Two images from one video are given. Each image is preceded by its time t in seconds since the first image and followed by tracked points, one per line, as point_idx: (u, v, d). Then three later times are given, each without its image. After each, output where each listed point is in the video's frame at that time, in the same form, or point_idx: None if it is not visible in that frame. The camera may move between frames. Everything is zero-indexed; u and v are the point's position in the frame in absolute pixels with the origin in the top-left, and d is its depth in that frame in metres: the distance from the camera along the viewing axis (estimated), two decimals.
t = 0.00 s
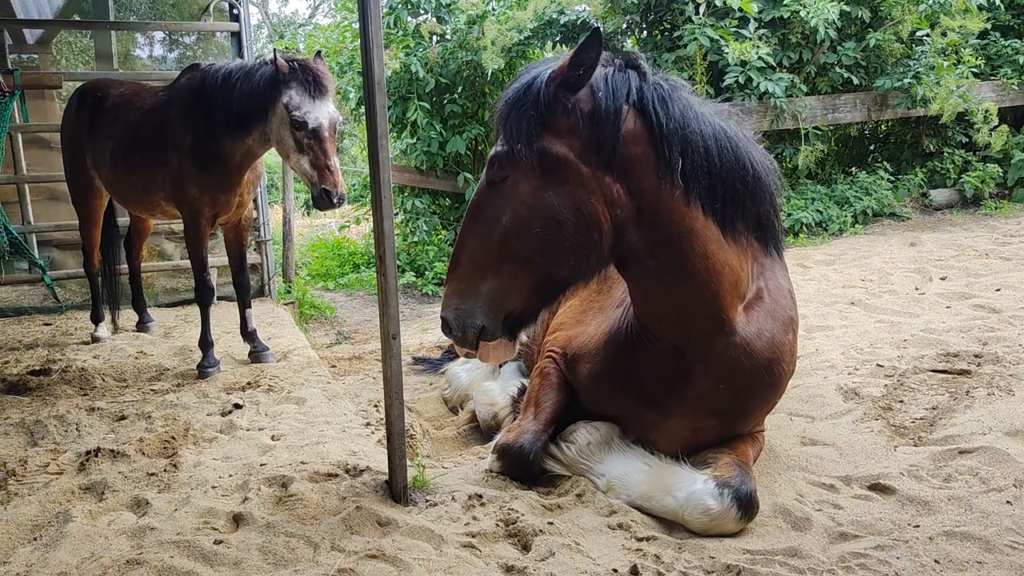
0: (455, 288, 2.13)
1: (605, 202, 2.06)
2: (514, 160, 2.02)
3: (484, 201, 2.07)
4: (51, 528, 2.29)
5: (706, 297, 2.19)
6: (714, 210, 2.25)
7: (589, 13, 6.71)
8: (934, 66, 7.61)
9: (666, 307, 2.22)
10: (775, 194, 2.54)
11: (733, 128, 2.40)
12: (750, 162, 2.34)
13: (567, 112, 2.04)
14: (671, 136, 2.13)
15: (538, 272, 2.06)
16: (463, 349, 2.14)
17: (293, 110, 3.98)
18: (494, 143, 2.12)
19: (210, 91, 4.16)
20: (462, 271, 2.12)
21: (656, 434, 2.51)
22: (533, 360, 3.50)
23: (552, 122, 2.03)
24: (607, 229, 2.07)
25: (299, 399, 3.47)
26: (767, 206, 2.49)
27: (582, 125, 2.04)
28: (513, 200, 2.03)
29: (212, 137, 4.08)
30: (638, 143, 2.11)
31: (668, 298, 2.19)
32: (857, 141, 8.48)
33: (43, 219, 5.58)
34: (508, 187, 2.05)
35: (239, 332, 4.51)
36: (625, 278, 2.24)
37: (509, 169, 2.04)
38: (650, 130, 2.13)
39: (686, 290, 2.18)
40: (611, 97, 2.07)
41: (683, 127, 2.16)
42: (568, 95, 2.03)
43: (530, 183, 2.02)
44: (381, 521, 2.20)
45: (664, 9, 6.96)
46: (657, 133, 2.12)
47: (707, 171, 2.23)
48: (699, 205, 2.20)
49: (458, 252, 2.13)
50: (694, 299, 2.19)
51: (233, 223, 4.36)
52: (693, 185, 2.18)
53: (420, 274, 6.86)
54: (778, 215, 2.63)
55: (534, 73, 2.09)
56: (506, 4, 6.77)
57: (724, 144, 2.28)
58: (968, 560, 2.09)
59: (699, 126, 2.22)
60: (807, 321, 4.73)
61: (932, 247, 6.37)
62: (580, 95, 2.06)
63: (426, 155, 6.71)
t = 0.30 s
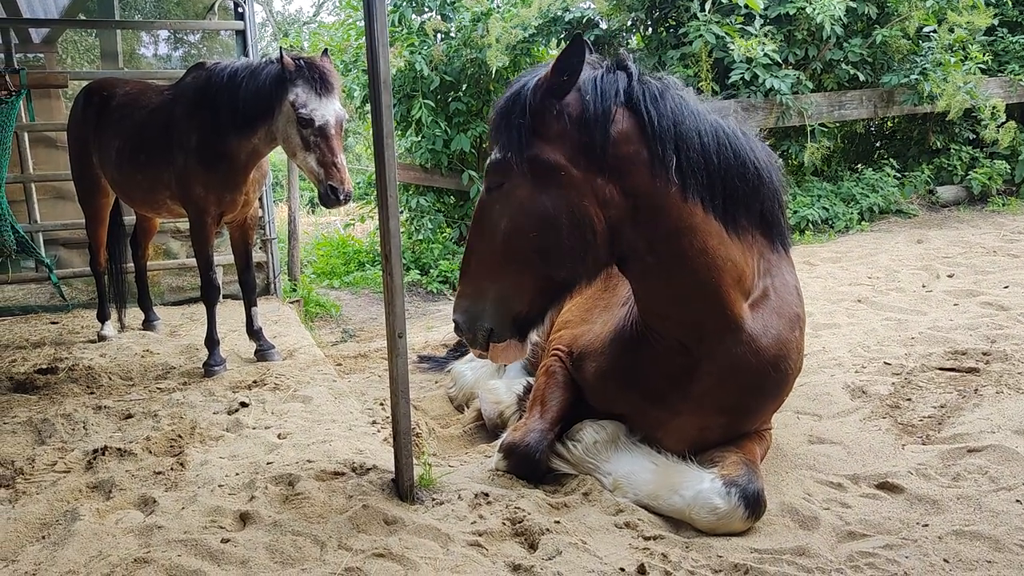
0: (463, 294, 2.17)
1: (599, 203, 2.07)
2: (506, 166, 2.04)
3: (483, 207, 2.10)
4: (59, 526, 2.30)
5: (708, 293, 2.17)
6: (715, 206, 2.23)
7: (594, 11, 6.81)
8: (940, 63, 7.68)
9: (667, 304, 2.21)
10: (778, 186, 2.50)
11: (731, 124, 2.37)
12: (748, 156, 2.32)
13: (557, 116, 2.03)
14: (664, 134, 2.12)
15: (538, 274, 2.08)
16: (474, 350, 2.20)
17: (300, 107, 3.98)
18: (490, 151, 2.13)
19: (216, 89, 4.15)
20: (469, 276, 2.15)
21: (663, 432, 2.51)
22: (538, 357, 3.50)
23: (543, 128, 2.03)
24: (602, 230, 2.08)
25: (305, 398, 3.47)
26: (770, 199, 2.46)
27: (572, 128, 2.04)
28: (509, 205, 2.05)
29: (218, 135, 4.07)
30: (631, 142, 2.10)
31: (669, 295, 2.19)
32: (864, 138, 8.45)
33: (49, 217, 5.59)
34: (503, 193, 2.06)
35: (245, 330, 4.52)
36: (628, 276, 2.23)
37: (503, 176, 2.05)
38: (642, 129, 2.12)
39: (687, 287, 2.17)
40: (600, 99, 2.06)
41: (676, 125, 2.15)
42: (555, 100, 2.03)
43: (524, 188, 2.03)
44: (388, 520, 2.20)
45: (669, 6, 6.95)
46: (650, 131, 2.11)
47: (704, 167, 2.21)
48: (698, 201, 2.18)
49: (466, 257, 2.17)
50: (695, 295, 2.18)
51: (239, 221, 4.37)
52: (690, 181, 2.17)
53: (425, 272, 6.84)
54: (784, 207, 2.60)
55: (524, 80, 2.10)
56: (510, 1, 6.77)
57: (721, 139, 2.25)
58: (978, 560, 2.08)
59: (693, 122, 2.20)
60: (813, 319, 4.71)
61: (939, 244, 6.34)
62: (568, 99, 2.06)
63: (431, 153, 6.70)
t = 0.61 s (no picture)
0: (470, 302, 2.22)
1: (591, 207, 2.07)
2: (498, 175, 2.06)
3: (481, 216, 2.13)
4: (64, 524, 2.30)
5: (707, 289, 2.16)
6: (712, 202, 2.21)
7: (598, 7, 6.78)
8: (947, 58, 7.54)
9: (667, 303, 2.20)
10: (778, 178, 2.47)
11: (726, 119, 2.35)
12: (745, 150, 2.29)
13: (544, 123, 2.04)
14: (653, 132, 2.11)
15: (535, 279, 2.10)
16: (484, 354, 2.26)
17: (303, 102, 3.97)
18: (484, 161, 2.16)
19: (220, 86, 4.15)
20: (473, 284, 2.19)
21: (668, 429, 2.50)
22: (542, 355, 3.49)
23: (531, 135, 2.04)
24: (596, 233, 2.09)
25: (309, 395, 3.47)
26: (769, 191, 2.43)
27: (559, 134, 2.05)
28: (504, 213, 2.07)
29: (222, 132, 4.07)
30: (621, 143, 2.09)
31: (669, 293, 2.18)
32: (869, 134, 8.40)
33: (54, 215, 5.60)
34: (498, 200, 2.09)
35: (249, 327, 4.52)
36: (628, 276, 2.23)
37: (496, 185, 2.07)
38: (631, 129, 2.11)
39: (686, 284, 2.16)
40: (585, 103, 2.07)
41: (665, 123, 2.14)
42: (541, 107, 2.03)
43: (516, 196, 2.05)
44: (393, 517, 2.20)
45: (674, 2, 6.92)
46: (638, 132, 2.10)
47: (698, 163, 2.19)
48: (694, 197, 2.16)
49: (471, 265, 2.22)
50: (694, 292, 2.16)
51: (243, 219, 4.37)
52: (685, 178, 2.15)
53: (429, 270, 6.77)
54: (785, 198, 2.56)
55: (512, 89, 2.11)
56: None
57: (713, 135, 2.24)
58: (985, 557, 2.07)
59: (684, 119, 2.18)
60: (819, 316, 4.69)
61: (945, 241, 6.31)
62: (554, 105, 2.07)
63: (434, 150, 6.69)
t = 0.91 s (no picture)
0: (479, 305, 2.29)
1: (580, 208, 2.09)
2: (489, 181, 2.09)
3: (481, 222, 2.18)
4: (65, 520, 2.30)
5: (701, 283, 2.15)
6: (704, 196, 2.20)
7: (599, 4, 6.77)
8: (950, 54, 7.54)
9: (663, 300, 2.20)
10: (773, 170, 2.44)
11: (717, 114, 2.34)
12: (736, 144, 2.28)
13: (529, 127, 2.06)
14: (639, 131, 2.11)
15: (530, 281, 2.13)
16: (495, 353, 2.36)
17: (304, 98, 3.96)
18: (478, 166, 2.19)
19: (221, 84, 4.15)
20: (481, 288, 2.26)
21: (668, 426, 2.49)
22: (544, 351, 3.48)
23: (517, 139, 2.06)
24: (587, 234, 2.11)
25: (311, 392, 3.47)
26: (763, 184, 2.41)
27: (544, 137, 2.07)
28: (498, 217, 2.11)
29: (223, 130, 4.07)
30: (607, 142, 2.09)
31: (664, 290, 2.18)
32: (872, 131, 8.38)
33: (55, 213, 5.61)
34: (492, 206, 2.13)
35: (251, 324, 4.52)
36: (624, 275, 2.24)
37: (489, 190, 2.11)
38: (616, 129, 2.12)
39: (680, 279, 2.15)
40: (568, 106, 2.08)
41: (650, 121, 2.14)
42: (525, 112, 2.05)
43: (507, 200, 2.08)
44: (394, 514, 2.20)
45: None
46: (624, 131, 2.10)
47: (687, 159, 2.19)
48: (684, 192, 2.15)
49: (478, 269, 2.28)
50: (688, 286, 2.15)
51: (245, 216, 4.37)
52: (674, 174, 2.14)
53: (431, 267, 6.78)
54: (782, 190, 2.54)
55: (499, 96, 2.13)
56: None
57: (702, 130, 2.23)
58: (988, 554, 2.06)
59: (670, 117, 2.18)
60: (821, 312, 4.68)
61: (948, 237, 6.29)
62: (539, 109, 2.08)
63: (436, 147, 6.68)
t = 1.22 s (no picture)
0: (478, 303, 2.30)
1: (573, 205, 2.08)
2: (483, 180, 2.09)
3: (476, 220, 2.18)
4: (68, 518, 2.30)
5: (695, 278, 2.14)
6: (698, 191, 2.19)
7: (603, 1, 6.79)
8: (954, 51, 7.59)
9: (658, 295, 2.19)
10: (770, 164, 2.42)
11: (711, 109, 2.33)
12: (731, 139, 2.27)
13: (520, 124, 2.04)
14: (630, 126, 2.10)
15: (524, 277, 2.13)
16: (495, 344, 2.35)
17: (306, 95, 3.94)
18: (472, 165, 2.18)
19: (224, 80, 4.14)
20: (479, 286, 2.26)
21: (671, 423, 2.48)
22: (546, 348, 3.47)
23: (508, 137, 2.05)
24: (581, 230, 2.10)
25: (314, 390, 3.47)
26: (760, 178, 2.39)
27: (535, 134, 2.05)
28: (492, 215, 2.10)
29: (226, 127, 4.06)
30: (599, 139, 2.08)
31: (658, 285, 2.17)
32: (875, 128, 8.35)
33: (58, 211, 5.61)
34: (486, 203, 2.12)
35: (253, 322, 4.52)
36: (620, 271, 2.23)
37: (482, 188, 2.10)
38: (607, 126, 2.11)
39: (674, 274, 2.14)
40: (559, 102, 2.07)
41: (641, 117, 2.13)
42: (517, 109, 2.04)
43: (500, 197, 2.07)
44: (397, 512, 2.19)
45: None
46: (615, 127, 2.10)
47: (679, 154, 2.18)
48: (677, 187, 2.14)
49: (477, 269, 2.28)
50: (683, 281, 2.14)
51: (247, 213, 4.37)
52: (667, 169, 2.13)
53: (434, 265, 6.78)
54: (780, 183, 2.51)
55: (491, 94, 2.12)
56: None
57: (694, 125, 2.22)
58: (995, 552, 2.04)
59: (662, 112, 2.17)
60: (825, 310, 4.66)
61: (952, 235, 6.26)
62: (531, 106, 2.08)
63: (439, 145, 6.67)
